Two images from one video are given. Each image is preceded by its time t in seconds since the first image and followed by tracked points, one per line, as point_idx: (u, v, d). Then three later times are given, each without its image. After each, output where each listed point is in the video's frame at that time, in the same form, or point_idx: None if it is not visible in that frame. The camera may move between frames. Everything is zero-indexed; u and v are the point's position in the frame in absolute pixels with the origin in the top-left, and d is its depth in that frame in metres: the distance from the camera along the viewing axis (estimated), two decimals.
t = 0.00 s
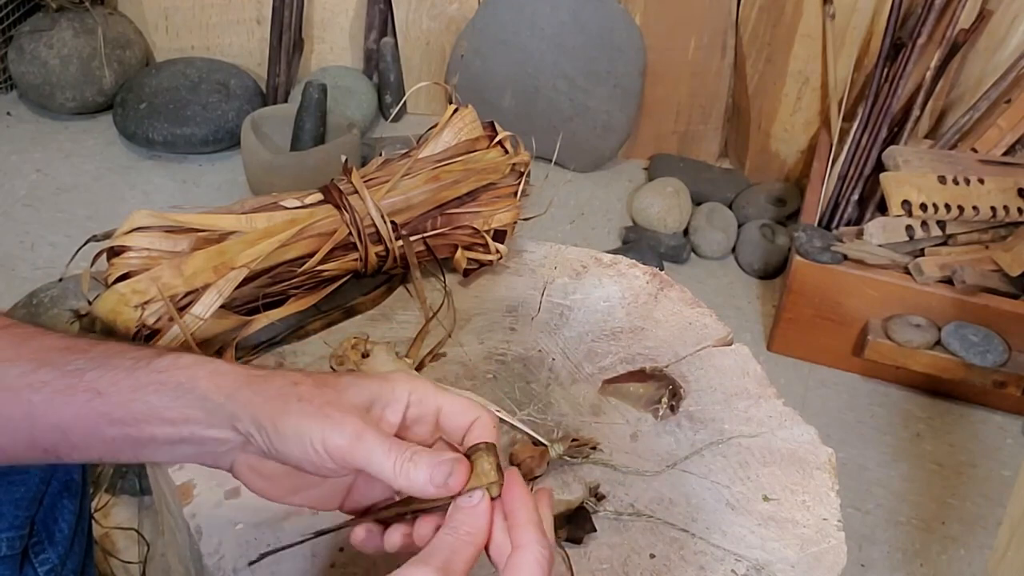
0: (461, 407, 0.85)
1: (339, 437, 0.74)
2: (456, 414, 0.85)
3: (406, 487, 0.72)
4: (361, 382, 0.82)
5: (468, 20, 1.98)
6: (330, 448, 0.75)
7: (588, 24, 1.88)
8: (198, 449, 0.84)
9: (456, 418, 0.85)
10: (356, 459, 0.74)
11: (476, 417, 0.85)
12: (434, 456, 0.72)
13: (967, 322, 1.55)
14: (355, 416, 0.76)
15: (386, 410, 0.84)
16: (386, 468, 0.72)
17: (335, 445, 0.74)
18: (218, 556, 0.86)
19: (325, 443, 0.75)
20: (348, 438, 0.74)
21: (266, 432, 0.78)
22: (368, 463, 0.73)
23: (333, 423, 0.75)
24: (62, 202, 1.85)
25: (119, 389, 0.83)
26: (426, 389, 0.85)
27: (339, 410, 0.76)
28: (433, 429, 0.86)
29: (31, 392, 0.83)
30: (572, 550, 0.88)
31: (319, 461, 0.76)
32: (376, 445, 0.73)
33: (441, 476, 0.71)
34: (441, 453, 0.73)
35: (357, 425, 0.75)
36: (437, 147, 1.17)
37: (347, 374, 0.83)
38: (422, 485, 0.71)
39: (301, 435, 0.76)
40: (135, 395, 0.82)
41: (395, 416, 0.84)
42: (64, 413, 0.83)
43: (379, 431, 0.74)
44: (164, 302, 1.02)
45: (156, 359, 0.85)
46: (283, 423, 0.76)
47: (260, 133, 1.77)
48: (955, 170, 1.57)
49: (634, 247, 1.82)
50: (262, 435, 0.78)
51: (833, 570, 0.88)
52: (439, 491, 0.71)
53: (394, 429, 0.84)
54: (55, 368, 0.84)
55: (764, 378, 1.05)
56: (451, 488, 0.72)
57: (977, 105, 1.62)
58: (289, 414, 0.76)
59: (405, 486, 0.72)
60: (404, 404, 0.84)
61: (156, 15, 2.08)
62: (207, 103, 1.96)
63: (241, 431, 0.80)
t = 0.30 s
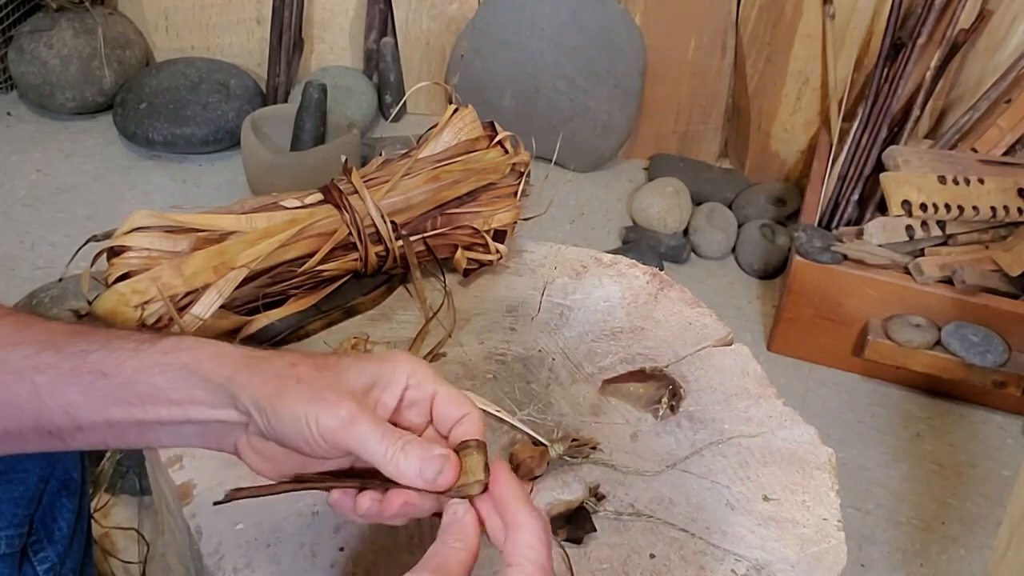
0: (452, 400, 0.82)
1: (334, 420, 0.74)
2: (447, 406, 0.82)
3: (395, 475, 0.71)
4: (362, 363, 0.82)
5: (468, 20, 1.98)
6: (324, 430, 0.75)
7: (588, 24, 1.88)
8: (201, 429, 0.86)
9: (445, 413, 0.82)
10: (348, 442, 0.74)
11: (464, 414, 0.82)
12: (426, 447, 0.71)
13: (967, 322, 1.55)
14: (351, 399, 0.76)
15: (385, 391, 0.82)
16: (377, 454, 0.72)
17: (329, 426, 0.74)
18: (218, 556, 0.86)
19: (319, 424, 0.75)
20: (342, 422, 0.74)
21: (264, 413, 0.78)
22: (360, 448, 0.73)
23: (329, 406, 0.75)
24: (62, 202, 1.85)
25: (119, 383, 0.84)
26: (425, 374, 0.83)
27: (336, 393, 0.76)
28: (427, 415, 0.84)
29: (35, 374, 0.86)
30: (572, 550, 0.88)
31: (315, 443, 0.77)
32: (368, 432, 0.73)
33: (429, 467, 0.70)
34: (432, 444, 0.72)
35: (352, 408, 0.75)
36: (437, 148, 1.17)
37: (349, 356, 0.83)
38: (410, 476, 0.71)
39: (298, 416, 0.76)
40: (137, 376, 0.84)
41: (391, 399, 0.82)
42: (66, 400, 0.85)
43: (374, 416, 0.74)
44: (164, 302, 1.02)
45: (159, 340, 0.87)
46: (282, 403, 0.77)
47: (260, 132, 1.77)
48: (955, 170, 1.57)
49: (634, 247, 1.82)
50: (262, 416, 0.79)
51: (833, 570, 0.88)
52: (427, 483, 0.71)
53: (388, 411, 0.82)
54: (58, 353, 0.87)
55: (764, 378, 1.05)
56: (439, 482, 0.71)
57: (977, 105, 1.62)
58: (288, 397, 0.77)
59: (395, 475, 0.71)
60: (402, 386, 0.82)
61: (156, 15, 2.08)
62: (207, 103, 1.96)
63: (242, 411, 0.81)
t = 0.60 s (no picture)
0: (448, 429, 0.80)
1: (319, 430, 0.72)
2: (441, 435, 0.81)
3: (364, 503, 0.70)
4: (364, 376, 0.78)
5: (468, 20, 1.98)
6: (307, 438, 0.73)
7: (588, 24, 1.88)
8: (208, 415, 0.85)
9: (436, 440, 0.81)
10: (327, 456, 0.72)
11: (453, 447, 0.80)
12: (403, 485, 0.70)
13: (967, 322, 1.55)
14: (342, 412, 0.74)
15: (380, 407, 0.79)
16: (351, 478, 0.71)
17: (313, 436, 0.72)
18: (218, 556, 0.86)
19: (304, 431, 0.73)
20: (327, 434, 0.72)
21: (257, 406, 0.77)
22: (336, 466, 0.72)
23: (319, 414, 0.73)
24: (62, 202, 1.85)
25: (123, 376, 0.83)
26: (424, 396, 0.80)
27: (329, 403, 0.74)
28: (416, 437, 0.82)
29: (41, 363, 0.84)
30: (572, 550, 0.89)
31: (297, 447, 0.75)
32: (350, 452, 0.71)
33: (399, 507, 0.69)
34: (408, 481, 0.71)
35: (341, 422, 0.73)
36: (437, 147, 1.17)
37: (352, 362, 0.80)
38: (378, 509, 0.70)
39: (287, 417, 0.74)
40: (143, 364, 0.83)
41: (384, 416, 0.80)
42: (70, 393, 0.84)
43: (361, 436, 0.72)
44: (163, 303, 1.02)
45: (163, 326, 0.86)
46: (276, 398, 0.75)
47: (260, 133, 1.76)
48: (955, 170, 1.57)
49: (635, 247, 1.82)
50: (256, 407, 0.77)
51: (833, 570, 0.88)
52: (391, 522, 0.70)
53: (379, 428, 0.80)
54: (64, 342, 0.85)
55: (764, 378, 1.05)
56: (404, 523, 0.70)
57: (977, 104, 1.62)
58: (282, 396, 0.75)
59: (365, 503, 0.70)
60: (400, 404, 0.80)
61: (156, 15, 2.08)
62: (207, 103, 1.96)
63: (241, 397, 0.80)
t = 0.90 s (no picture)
0: (439, 398, 0.81)
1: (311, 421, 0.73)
2: (431, 405, 0.81)
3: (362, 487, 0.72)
4: (347, 357, 0.78)
5: (468, 20, 1.98)
6: (300, 432, 0.74)
7: (588, 24, 1.88)
8: (209, 403, 0.86)
9: (428, 411, 0.81)
10: (319, 446, 0.73)
11: (445, 417, 0.81)
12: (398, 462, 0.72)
13: (967, 322, 1.55)
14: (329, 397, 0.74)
15: (367, 386, 0.80)
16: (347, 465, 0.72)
17: (301, 428, 0.74)
18: (218, 556, 0.86)
19: (293, 425, 0.74)
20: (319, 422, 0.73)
21: (244, 402, 0.78)
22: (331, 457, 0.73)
23: (307, 404, 0.74)
24: (62, 202, 1.85)
25: (123, 375, 0.83)
26: (409, 367, 0.81)
27: (314, 391, 0.75)
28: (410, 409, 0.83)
29: (39, 354, 0.84)
30: (572, 550, 0.89)
31: (288, 439, 0.76)
32: (342, 437, 0.72)
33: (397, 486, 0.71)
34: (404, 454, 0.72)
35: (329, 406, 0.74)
36: (437, 147, 1.18)
37: (332, 346, 0.80)
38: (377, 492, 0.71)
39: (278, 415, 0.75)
40: (140, 356, 0.82)
41: (374, 393, 0.80)
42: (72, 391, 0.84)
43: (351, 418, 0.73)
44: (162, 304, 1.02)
45: (158, 317, 0.85)
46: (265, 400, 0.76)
47: (260, 132, 1.76)
48: (955, 170, 1.57)
49: (634, 247, 1.82)
50: (246, 408, 0.78)
51: (833, 570, 0.88)
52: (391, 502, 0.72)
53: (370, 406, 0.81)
54: (62, 332, 0.85)
55: (764, 378, 1.05)
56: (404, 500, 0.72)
57: (977, 104, 1.62)
58: (268, 390, 0.76)
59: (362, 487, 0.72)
60: (385, 381, 0.80)
61: (156, 15, 2.08)
62: (207, 103, 1.96)
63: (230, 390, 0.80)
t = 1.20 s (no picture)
0: (423, 399, 0.80)
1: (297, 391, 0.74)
2: (415, 405, 0.80)
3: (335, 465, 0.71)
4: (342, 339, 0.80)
5: (468, 20, 1.98)
6: (284, 401, 0.75)
7: (588, 24, 1.88)
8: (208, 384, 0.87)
9: (412, 410, 0.80)
10: (300, 414, 0.74)
11: (427, 420, 0.79)
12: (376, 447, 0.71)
13: (967, 322, 1.55)
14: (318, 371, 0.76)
15: (357, 373, 0.81)
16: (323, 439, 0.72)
17: (286, 394, 0.75)
18: (218, 556, 0.86)
19: (278, 390, 0.75)
20: (305, 393, 0.74)
21: (236, 366, 0.80)
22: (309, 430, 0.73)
23: (295, 375, 0.75)
24: (62, 202, 1.85)
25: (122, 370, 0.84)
26: (400, 362, 0.81)
27: (304, 364, 0.77)
28: (393, 407, 0.82)
29: (38, 329, 0.84)
30: (572, 550, 0.89)
31: (272, 407, 0.77)
32: (324, 410, 0.73)
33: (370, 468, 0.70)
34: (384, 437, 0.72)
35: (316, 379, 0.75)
36: (437, 147, 1.18)
37: (330, 327, 0.82)
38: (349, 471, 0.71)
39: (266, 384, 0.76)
40: (139, 329, 0.84)
41: (362, 381, 0.81)
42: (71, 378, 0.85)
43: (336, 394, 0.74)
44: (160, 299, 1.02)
45: (157, 291, 0.87)
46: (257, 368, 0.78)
47: (259, 132, 1.76)
48: (955, 170, 1.57)
49: (634, 247, 1.82)
50: (238, 375, 0.80)
51: (833, 570, 0.88)
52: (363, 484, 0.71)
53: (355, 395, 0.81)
54: (59, 306, 0.86)
55: (764, 378, 1.05)
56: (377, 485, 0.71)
57: (977, 104, 1.62)
58: (261, 359, 0.78)
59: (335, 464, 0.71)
60: (375, 371, 0.81)
61: (156, 15, 2.08)
62: (207, 103, 1.96)
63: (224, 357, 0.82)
